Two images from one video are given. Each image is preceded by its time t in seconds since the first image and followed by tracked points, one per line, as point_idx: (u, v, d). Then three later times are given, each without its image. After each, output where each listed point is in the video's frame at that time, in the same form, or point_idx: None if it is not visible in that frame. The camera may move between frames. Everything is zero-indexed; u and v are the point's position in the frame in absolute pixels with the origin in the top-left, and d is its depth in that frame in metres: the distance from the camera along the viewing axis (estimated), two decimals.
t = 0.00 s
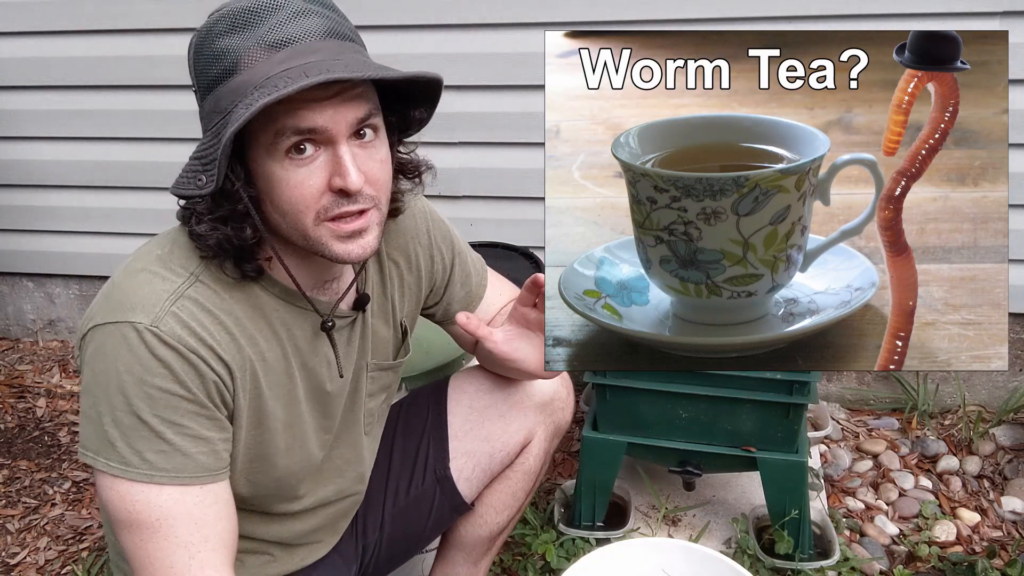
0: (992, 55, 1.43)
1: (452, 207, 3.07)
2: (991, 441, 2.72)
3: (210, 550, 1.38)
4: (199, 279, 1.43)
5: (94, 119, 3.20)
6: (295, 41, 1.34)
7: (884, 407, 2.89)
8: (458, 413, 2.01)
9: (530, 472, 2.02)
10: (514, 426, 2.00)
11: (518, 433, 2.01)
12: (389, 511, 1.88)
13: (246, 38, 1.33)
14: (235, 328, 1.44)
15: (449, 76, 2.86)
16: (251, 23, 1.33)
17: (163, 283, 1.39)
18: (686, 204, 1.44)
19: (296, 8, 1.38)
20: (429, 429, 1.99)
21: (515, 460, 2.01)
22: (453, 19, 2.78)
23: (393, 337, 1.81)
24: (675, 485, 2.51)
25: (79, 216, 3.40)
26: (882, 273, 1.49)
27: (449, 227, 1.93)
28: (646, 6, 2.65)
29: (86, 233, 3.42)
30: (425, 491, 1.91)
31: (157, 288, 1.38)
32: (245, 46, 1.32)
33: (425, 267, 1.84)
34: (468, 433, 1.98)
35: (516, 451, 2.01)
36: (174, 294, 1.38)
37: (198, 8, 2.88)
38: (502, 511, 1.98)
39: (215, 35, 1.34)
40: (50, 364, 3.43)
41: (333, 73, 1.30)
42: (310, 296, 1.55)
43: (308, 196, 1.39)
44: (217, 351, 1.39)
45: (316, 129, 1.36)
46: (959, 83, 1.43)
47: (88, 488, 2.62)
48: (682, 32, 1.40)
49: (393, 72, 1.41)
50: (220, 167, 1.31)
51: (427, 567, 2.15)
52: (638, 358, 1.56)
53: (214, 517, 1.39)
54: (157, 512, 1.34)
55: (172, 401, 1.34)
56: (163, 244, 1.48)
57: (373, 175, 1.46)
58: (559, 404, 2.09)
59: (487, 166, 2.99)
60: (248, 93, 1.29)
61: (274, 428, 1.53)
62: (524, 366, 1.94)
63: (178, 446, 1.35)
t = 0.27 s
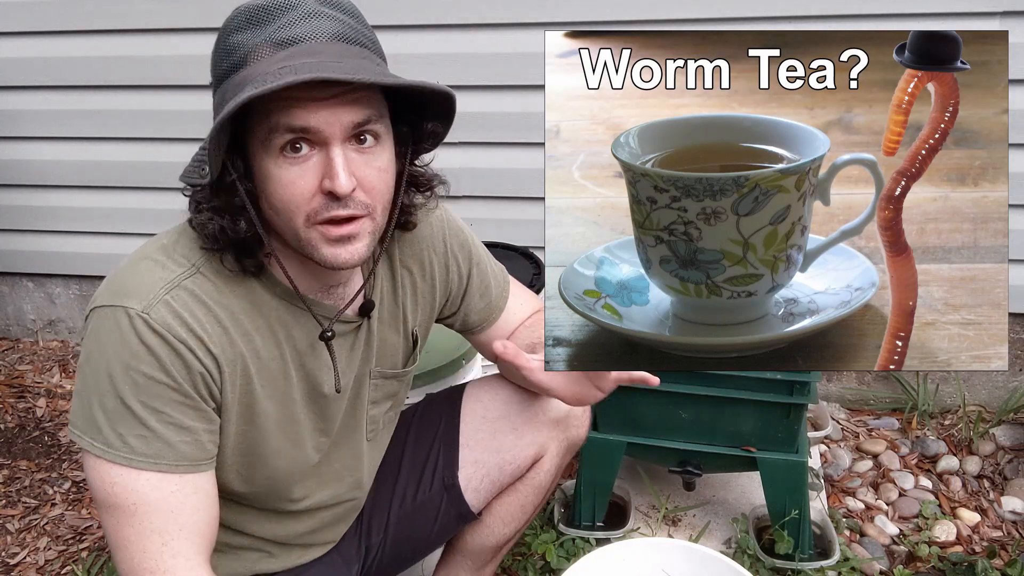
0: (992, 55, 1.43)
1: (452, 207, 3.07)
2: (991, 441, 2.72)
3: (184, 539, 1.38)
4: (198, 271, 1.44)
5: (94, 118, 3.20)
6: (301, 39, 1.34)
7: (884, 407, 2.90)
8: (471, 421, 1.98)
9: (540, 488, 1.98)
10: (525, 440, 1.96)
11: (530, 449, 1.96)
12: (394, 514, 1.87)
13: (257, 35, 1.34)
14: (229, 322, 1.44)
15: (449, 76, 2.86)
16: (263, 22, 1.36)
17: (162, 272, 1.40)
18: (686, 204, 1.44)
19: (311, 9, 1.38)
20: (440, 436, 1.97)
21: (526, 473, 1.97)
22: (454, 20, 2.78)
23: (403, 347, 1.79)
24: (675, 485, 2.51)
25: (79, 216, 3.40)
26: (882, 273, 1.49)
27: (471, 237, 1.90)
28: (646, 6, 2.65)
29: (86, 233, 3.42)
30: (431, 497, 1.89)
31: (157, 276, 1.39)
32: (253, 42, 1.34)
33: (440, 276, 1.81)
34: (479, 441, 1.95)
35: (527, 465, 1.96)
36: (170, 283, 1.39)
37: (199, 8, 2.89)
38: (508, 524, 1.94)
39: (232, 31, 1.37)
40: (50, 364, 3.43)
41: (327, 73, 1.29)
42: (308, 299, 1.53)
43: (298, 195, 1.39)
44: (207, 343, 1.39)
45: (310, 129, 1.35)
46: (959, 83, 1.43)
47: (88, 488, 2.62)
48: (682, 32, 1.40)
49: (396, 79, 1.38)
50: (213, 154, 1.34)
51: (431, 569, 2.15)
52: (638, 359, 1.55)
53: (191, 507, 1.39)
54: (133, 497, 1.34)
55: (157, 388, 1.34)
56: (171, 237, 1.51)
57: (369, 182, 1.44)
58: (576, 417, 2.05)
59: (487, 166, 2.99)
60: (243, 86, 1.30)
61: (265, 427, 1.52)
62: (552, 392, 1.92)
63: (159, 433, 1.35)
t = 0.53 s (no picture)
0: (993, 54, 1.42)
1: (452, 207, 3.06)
2: (991, 441, 2.71)
3: (171, 527, 1.32)
4: (209, 262, 1.42)
5: (93, 118, 3.19)
6: (325, 33, 1.33)
7: (883, 407, 2.91)
8: (479, 435, 1.95)
9: (546, 505, 1.94)
10: (532, 458, 1.91)
11: (538, 467, 1.91)
12: (396, 522, 1.87)
13: (286, 25, 1.35)
14: (234, 316, 1.41)
15: (447, 75, 2.84)
16: (293, 14, 1.36)
17: (172, 261, 1.38)
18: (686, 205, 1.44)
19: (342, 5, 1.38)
20: (447, 446, 1.96)
21: (533, 491, 1.93)
22: (449, 18, 2.75)
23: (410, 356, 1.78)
24: (675, 485, 2.51)
25: (79, 216, 3.40)
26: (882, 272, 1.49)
27: (485, 244, 1.92)
28: (643, 4, 2.60)
29: (87, 233, 3.43)
30: (433, 508, 1.87)
31: (166, 264, 1.37)
32: (283, 32, 1.34)
33: (449, 282, 1.82)
34: (485, 454, 1.92)
35: (533, 483, 1.92)
36: (179, 273, 1.36)
37: (199, 8, 2.88)
38: (513, 539, 1.93)
39: (263, 20, 1.38)
40: (50, 364, 3.43)
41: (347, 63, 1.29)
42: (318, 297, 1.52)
43: (309, 183, 1.39)
44: (210, 334, 1.36)
45: (327, 120, 1.38)
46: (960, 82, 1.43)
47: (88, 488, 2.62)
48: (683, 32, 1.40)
49: (418, 77, 1.38)
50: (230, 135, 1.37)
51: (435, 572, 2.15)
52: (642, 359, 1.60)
53: (181, 496, 1.33)
54: (123, 480, 1.28)
55: (157, 374, 1.30)
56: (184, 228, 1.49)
57: (382, 178, 1.44)
58: (587, 435, 1.99)
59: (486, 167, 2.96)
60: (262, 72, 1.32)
61: (262, 422, 1.50)
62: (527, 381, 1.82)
63: (155, 420, 1.30)
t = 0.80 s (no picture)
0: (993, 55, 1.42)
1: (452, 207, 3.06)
2: (991, 441, 2.71)
3: (167, 521, 1.30)
4: (220, 260, 1.42)
5: (93, 118, 3.20)
6: (356, 40, 1.33)
7: (883, 407, 2.91)
8: (479, 435, 1.95)
9: (547, 506, 1.94)
10: (531, 459, 1.91)
11: (538, 467, 1.91)
12: (396, 521, 1.87)
13: (313, 31, 1.34)
14: (242, 314, 1.41)
15: (446, 75, 2.84)
16: (321, 20, 1.35)
17: (184, 257, 1.38)
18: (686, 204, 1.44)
19: (369, 14, 1.38)
20: (447, 446, 1.96)
21: (533, 491, 1.93)
22: (449, 18, 2.75)
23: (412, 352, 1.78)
24: (675, 485, 2.51)
25: (79, 216, 3.40)
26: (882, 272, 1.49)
27: (488, 242, 1.92)
28: (642, 4, 2.60)
29: (87, 233, 3.43)
30: (433, 507, 1.87)
31: (177, 260, 1.37)
32: (310, 37, 1.33)
33: (455, 280, 1.83)
34: (485, 454, 1.92)
35: (533, 484, 1.91)
36: (189, 269, 1.36)
37: (199, 8, 2.88)
38: (513, 539, 1.92)
39: (288, 25, 1.36)
40: (50, 364, 3.43)
41: (381, 74, 1.29)
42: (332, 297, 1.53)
43: (336, 190, 1.39)
44: (218, 331, 1.36)
45: (356, 128, 1.37)
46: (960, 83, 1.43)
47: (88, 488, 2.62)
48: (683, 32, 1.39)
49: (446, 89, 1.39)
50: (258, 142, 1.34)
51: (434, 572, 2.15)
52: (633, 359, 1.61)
53: (180, 491, 1.32)
54: (123, 471, 1.27)
55: (162, 369, 1.29)
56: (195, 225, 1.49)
57: (404, 185, 1.44)
58: (587, 436, 1.98)
59: (486, 166, 2.96)
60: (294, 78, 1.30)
61: (269, 420, 1.50)
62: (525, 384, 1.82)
63: (158, 413, 1.29)
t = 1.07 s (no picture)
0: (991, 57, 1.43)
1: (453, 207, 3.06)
2: (991, 441, 2.71)
3: (171, 514, 1.31)
4: (230, 254, 1.41)
5: (94, 118, 3.20)
6: (370, 42, 1.33)
7: (884, 407, 2.91)
8: (479, 431, 1.95)
9: (546, 500, 1.95)
10: (531, 453, 1.91)
11: (537, 462, 1.92)
12: (396, 518, 1.87)
13: (325, 34, 1.34)
14: (252, 307, 1.41)
15: (446, 75, 2.84)
16: (332, 23, 1.35)
17: (194, 251, 1.38)
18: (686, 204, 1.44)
19: (378, 15, 1.38)
20: (446, 443, 1.96)
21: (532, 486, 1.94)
22: (449, 18, 2.75)
23: (413, 341, 1.78)
24: (675, 485, 2.51)
25: (79, 216, 3.40)
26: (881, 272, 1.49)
27: (487, 232, 1.90)
28: (641, 4, 2.60)
29: (87, 233, 3.43)
30: (433, 504, 1.87)
31: (187, 255, 1.37)
32: (323, 40, 1.33)
33: (454, 271, 1.81)
34: (484, 450, 1.92)
35: (533, 479, 1.92)
36: (199, 263, 1.36)
37: (199, 8, 2.88)
38: (512, 534, 1.93)
39: (299, 28, 1.36)
40: (50, 364, 3.44)
41: (400, 75, 1.30)
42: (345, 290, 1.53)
43: (355, 190, 1.39)
44: (228, 325, 1.36)
45: (374, 128, 1.37)
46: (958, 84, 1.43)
47: (88, 488, 2.62)
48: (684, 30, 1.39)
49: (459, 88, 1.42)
50: (279, 145, 1.32)
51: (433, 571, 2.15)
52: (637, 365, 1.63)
53: (186, 484, 1.32)
54: (129, 464, 1.27)
55: (173, 362, 1.29)
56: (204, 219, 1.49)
57: (420, 180, 1.45)
58: (586, 431, 1.99)
59: (486, 166, 2.96)
60: (315, 82, 1.29)
61: (278, 414, 1.50)
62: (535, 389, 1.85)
63: (169, 406, 1.29)
